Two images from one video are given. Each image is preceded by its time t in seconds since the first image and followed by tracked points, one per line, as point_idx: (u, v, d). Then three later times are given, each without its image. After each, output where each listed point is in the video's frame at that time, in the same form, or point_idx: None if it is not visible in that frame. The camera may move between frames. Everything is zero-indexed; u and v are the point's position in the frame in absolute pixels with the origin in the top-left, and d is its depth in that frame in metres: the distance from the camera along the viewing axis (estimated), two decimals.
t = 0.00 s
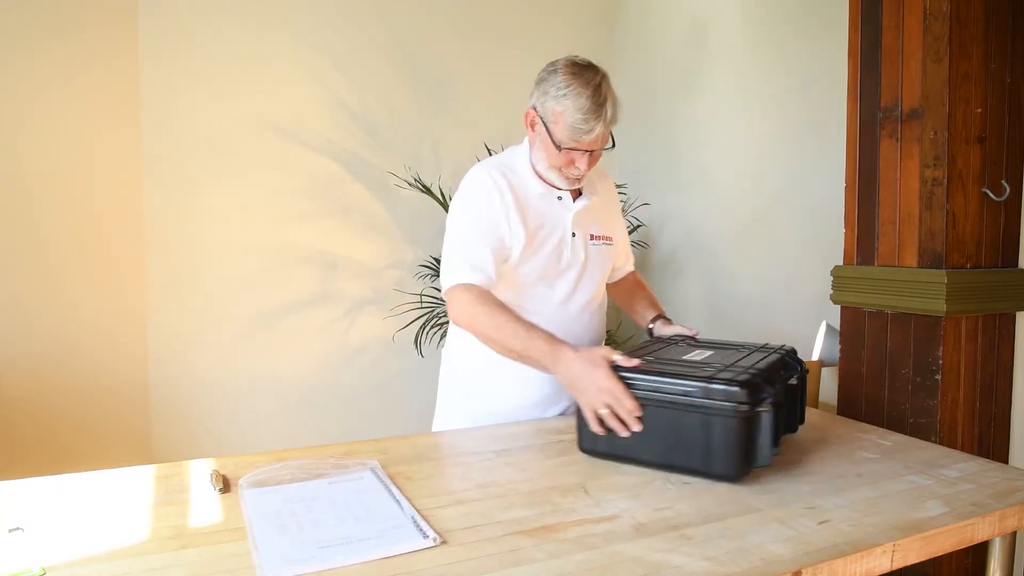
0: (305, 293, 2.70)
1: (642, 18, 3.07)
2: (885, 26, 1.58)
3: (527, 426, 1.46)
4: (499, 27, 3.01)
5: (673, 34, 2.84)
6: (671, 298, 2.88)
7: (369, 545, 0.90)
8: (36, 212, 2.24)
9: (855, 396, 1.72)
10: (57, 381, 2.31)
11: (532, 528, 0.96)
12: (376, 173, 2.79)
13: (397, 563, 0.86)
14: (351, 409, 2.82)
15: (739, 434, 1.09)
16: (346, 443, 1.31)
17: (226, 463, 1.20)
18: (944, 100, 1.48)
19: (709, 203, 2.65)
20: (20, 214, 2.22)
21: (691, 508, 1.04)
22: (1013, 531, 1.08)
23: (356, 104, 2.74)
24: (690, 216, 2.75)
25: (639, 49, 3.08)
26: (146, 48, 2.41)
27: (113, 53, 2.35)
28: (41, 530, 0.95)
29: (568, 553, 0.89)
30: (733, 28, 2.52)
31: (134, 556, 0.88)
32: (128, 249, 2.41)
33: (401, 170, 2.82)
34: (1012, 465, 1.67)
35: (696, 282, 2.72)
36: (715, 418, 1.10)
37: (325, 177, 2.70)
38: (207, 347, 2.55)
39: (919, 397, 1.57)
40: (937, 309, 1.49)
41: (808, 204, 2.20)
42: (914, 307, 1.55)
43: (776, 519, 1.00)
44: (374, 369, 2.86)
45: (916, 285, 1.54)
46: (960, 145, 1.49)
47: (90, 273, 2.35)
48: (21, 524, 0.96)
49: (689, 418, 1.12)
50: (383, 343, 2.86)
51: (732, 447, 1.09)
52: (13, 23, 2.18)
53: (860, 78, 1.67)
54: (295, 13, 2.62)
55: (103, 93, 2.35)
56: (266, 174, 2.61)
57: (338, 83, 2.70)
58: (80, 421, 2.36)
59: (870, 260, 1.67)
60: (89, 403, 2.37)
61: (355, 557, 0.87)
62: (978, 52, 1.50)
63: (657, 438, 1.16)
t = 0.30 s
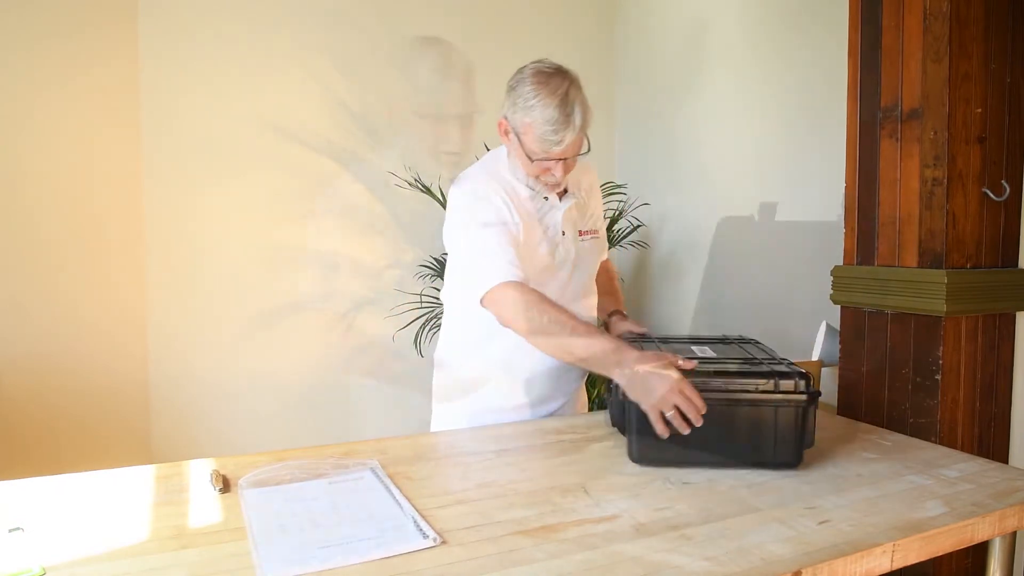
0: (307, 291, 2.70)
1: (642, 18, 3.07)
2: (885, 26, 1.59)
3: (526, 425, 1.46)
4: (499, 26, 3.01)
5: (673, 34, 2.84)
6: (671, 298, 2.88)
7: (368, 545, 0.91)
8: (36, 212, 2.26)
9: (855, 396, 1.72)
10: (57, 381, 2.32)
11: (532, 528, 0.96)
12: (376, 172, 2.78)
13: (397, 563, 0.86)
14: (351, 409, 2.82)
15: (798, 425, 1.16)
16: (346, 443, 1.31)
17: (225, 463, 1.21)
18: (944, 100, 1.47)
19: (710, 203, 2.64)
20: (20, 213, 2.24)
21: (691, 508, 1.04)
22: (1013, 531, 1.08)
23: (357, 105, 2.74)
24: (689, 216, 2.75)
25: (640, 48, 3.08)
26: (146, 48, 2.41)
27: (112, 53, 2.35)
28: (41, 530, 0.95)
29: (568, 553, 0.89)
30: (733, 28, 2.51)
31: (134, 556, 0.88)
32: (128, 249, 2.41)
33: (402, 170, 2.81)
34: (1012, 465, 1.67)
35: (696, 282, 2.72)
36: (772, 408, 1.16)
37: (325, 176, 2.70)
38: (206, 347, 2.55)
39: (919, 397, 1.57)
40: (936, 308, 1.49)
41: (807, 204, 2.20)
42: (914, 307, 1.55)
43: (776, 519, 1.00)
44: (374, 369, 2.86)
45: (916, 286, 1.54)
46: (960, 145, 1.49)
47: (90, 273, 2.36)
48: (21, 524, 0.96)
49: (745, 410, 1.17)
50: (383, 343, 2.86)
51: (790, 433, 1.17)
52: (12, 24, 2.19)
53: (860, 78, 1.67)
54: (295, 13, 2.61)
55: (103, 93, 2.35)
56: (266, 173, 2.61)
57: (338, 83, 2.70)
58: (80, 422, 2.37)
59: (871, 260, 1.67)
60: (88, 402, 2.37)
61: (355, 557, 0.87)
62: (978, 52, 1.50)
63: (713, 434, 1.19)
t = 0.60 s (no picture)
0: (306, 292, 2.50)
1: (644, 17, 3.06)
2: (885, 26, 1.59)
3: (526, 426, 1.47)
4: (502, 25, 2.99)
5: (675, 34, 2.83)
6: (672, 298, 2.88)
7: (369, 547, 0.90)
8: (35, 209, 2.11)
9: (854, 397, 1.71)
10: (56, 381, 2.12)
11: (532, 528, 0.96)
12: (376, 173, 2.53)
13: (397, 564, 0.86)
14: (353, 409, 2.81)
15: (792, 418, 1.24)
16: (346, 443, 1.31)
17: (225, 463, 1.21)
18: (944, 100, 1.47)
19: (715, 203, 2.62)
20: (21, 214, 2.09)
21: (691, 508, 1.04)
22: (1013, 531, 1.08)
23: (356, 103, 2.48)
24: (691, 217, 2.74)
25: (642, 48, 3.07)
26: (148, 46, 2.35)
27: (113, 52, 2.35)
28: (41, 530, 0.95)
29: (568, 553, 0.89)
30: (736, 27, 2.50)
31: (134, 556, 0.88)
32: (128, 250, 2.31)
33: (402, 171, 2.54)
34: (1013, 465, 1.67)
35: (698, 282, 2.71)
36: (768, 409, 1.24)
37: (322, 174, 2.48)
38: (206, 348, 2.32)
39: (919, 397, 1.57)
40: (936, 309, 1.49)
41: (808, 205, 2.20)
42: (913, 307, 1.55)
43: (776, 519, 1.00)
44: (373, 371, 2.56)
45: (915, 286, 1.54)
46: (960, 145, 1.49)
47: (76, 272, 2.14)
48: (21, 524, 0.96)
49: (746, 409, 1.24)
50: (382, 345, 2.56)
51: (785, 434, 1.24)
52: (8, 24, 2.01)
53: (859, 78, 1.68)
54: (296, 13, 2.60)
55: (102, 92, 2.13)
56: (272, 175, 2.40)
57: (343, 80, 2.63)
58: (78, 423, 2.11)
59: (870, 259, 1.67)
60: (84, 408, 2.13)
61: (356, 558, 0.87)
62: (978, 52, 1.50)
63: (716, 434, 1.24)
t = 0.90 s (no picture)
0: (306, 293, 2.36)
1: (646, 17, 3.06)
2: (885, 26, 1.59)
3: (526, 426, 1.46)
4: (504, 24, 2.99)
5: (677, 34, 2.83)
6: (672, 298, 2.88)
7: (369, 547, 0.90)
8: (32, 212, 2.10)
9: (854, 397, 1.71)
10: (57, 382, 2.13)
11: (532, 528, 0.96)
12: (376, 174, 2.41)
13: (397, 564, 0.86)
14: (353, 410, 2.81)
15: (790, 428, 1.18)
16: (346, 443, 1.31)
17: (225, 463, 1.21)
18: (944, 100, 1.48)
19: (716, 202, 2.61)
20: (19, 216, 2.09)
21: (691, 508, 1.04)
22: (1013, 531, 1.08)
23: (357, 106, 2.37)
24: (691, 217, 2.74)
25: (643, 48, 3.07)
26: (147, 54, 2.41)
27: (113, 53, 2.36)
28: (41, 530, 0.95)
29: (568, 553, 0.89)
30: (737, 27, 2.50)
31: (134, 556, 0.88)
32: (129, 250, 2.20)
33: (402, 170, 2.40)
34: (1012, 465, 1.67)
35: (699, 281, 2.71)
36: (767, 410, 1.19)
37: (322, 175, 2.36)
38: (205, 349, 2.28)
39: (919, 396, 1.57)
40: (936, 308, 1.49)
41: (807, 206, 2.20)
42: (913, 307, 1.55)
43: (776, 519, 1.00)
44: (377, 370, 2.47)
45: (916, 285, 1.54)
46: (960, 145, 1.50)
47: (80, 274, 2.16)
48: (21, 524, 0.96)
49: (745, 411, 1.21)
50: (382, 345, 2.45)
51: (785, 437, 1.18)
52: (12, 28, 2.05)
53: (859, 77, 1.66)
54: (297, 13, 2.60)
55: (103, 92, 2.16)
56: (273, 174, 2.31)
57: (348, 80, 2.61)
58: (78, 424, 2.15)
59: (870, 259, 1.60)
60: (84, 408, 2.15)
61: (356, 558, 0.87)
62: (978, 52, 1.50)
63: (716, 435, 1.25)
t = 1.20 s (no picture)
0: (306, 292, 2.72)
1: (644, 17, 3.07)
2: (885, 26, 1.59)
3: (526, 426, 1.46)
4: (500, 24, 3.01)
5: (673, 34, 2.84)
6: (670, 298, 2.88)
7: (368, 547, 0.90)
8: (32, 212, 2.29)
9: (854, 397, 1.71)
10: (56, 381, 2.36)
11: (532, 528, 0.96)
12: (376, 173, 2.79)
13: (396, 563, 0.86)
14: (351, 408, 2.83)
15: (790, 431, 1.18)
16: (346, 444, 1.31)
17: (225, 463, 1.20)
18: (944, 100, 1.48)
19: (711, 201, 2.63)
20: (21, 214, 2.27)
21: (692, 508, 1.04)
22: (1013, 531, 1.08)
23: (356, 104, 2.74)
24: (689, 216, 2.75)
25: (640, 48, 3.08)
26: (147, 56, 2.43)
27: (113, 52, 2.38)
28: (41, 530, 0.95)
29: (568, 553, 0.89)
30: (734, 26, 2.51)
31: (134, 556, 0.88)
32: (129, 250, 2.45)
33: (401, 170, 2.82)
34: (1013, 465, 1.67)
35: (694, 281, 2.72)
36: (768, 410, 1.19)
37: (323, 174, 2.71)
38: (206, 348, 2.58)
39: (919, 397, 1.57)
40: (936, 309, 1.50)
41: (806, 206, 2.20)
42: (913, 307, 1.55)
43: (777, 519, 1.00)
44: (377, 367, 2.87)
45: (916, 285, 1.54)
46: (960, 145, 1.49)
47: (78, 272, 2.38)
48: (20, 524, 0.96)
49: (745, 410, 1.22)
50: (382, 344, 2.87)
51: (784, 437, 1.17)
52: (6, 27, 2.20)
53: (860, 77, 1.67)
54: (294, 12, 2.62)
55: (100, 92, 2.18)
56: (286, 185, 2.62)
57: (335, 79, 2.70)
58: (82, 420, 2.41)
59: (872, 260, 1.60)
60: (89, 402, 2.42)
61: (355, 558, 0.87)
62: (978, 52, 1.50)
63: (716, 435, 1.25)
